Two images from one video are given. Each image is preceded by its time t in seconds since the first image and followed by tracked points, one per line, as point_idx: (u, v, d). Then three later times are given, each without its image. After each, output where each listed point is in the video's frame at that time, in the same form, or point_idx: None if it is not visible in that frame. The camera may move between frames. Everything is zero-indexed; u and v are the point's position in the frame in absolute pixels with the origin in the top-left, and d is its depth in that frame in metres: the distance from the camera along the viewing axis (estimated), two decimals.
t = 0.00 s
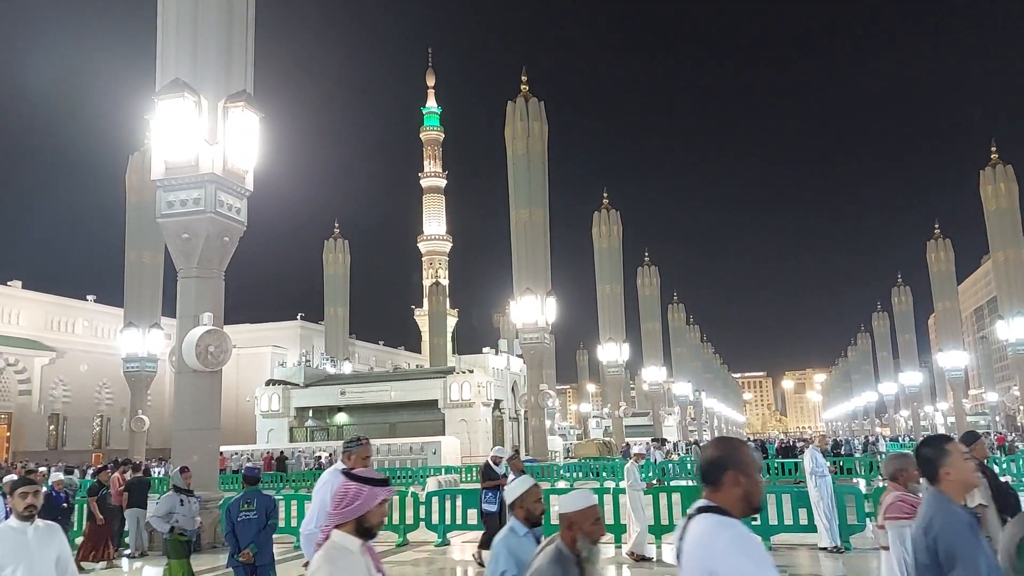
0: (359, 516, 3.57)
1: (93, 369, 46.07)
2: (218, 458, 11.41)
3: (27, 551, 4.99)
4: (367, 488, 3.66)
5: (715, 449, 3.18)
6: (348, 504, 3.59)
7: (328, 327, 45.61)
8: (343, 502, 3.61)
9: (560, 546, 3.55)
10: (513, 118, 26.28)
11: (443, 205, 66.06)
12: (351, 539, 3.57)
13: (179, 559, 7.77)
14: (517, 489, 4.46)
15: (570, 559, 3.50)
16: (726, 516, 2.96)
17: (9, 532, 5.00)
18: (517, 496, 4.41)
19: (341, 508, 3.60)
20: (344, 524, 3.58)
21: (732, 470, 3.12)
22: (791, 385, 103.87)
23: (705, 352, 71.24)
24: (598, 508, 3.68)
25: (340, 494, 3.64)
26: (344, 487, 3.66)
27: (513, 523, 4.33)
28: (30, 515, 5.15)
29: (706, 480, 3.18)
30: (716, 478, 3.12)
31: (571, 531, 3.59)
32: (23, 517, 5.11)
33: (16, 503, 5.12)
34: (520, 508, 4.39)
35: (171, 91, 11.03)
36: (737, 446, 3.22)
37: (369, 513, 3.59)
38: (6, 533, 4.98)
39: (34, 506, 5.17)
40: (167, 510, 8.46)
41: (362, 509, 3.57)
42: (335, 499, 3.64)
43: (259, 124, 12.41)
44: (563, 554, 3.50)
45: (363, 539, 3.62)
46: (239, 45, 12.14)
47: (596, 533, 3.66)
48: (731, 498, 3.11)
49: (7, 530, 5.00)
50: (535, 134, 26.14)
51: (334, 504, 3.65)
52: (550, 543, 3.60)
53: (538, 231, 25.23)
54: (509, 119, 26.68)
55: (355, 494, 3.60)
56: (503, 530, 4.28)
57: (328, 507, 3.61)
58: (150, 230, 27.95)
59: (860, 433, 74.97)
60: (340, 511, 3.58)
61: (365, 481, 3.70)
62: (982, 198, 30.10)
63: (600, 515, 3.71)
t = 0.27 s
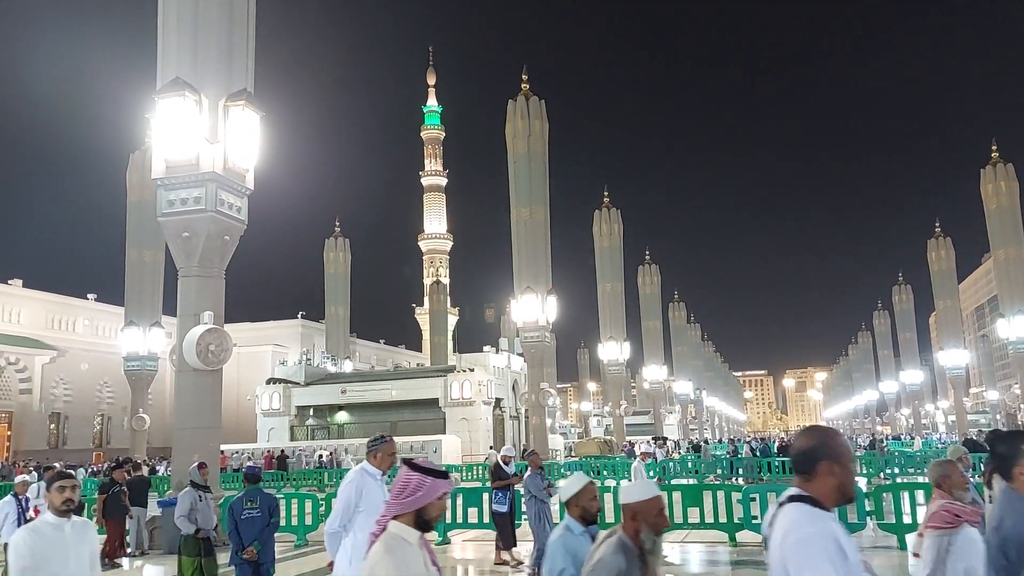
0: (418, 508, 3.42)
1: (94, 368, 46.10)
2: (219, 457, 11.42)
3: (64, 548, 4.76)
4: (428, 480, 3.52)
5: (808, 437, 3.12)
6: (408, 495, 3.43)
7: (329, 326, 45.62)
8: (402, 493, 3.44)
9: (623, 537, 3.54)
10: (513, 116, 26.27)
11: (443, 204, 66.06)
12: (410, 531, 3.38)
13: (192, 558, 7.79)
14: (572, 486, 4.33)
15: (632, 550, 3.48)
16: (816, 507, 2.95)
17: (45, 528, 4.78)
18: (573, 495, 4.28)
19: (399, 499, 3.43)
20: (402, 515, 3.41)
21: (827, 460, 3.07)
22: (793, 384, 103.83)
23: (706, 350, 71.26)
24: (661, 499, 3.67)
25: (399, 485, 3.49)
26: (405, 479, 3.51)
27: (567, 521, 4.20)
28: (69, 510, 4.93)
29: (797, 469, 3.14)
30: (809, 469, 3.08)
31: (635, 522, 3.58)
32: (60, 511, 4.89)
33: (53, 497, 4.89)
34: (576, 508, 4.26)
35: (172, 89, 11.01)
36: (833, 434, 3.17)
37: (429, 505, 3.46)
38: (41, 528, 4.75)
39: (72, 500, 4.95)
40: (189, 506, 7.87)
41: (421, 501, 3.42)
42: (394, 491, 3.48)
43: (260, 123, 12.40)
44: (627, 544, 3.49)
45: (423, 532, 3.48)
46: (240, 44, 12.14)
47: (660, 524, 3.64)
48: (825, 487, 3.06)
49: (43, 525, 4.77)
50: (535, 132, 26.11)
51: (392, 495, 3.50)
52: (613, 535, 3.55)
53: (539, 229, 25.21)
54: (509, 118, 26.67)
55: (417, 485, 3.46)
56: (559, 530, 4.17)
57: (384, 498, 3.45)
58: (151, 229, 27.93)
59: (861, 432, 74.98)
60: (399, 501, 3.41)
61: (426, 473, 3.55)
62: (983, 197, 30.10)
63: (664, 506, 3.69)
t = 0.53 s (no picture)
0: (489, 513, 3.45)
1: (95, 366, 46.08)
2: (219, 455, 11.41)
3: (115, 548, 4.68)
4: (501, 485, 3.54)
5: (920, 443, 3.14)
6: (480, 500, 3.47)
7: (329, 324, 45.59)
8: (474, 496, 3.48)
9: (692, 538, 3.55)
10: (513, 114, 26.24)
11: (444, 202, 66.01)
12: (479, 537, 3.43)
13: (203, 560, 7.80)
14: (633, 482, 4.27)
15: (706, 556, 3.46)
16: (922, 516, 2.95)
17: (94, 528, 4.68)
18: (632, 491, 4.23)
19: (471, 502, 3.47)
20: (471, 521, 3.45)
21: (938, 467, 3.09)
22: (795, 381, 103.76)
23: (707, 348, 71.23)
24: (735, 503, 3.66)
25: (470, 488, 3.53)
26: (476, 483, 3.54)
27: (629, 518, 4.17)
28: (120, 509, 4.82)
29: (904, 476, 3.16)
30: (919, 476, 3.10)
31: (707, 526, 3.58)
32: (111, 511, 4.79)
33: (105, 496, 4.76)
34: (636, 504, 4.21)
35: (172, 87, 10.99)
36: (941, 441, 3.19)
37: (500, 511, 3.49)
38: (92, 527, 4.67)
39: (122, 500, 4.82)
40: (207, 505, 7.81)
41: (492, 507, 3.45)
42: (466, 495, 3.51)
43: (260, 121, 12.38)
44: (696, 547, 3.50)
45: (492, 538, 3.50)
46: (240, 41, 12.11)
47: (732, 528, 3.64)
48: (935, 494, 3.08)
49: (93, 525, 4.69)
50: (536, 130, 26.07)
51: (463, 498, 3.53)
52: (685, 537, 3.54)
53: (540, 227, 25.18)
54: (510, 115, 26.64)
55: (488, 490, 3.49)
56: (620, 527, 4.13)
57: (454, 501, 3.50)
58: (151, 227, 27.90)
59: (862, 429, 74.96)
60: (470, 507, 3.45)
61: (497, 478, 3.58)
62: (984, 194, 30.05)
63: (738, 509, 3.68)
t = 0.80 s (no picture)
0: (562, 501, 3.37)
1: (97, 366, 46.11)
2: (220, 454, 11.44)
3: (155, 547, 4.40)
4: (574, 475, 3.49)
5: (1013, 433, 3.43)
6: (554, 487, 3.39)
7: (330, 323, 45.61)
8: (549, 484, 3.41)
9: (765, 534, 3.55)
10: (514, 113, 26.26)
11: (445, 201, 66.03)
12: (551, 523, 3.34)
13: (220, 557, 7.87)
14: (699, 482, 4.23)
15: (776, 550, 3.47)
16: None
17: (131, 525, 4.44)
18: (699, 492, 4.18)
19: (545, 489, 3.40)
20: (543, 508, 3.37)
21: None
22: (797, 379, 103.71)
23: (708, 346, 71.26)
24: (806, 497, 3.68)
25: (544, 477, 3.46)
26: (549, 471, 3.47)
27: (698, 519, 4.12)
28: (160, 505, 4.56)
29: (1000, 463, 3.48)
30: (1015, 464, 3.40)
31: (779, 521, 3.59)
32: (150, 507, 4.53)
33: (144, 491, 4.52)
34: (704, 505, 4.15)
35: (173, 86, 11.00)
36: None
37: (573, 500, 3.41)
38: (128, 522, 4.44)
39: (161, 495, 4.55)
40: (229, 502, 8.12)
41: (566, 495, 3.37)
42: (540, 482, 3.44)
43: (261, 120, 12.39)
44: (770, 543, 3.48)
45: (562, 528, 3.41)
46: (241, 40, 12.13)
47: (803, 524, 3.64)
48: None
49: (131, 519, 4.46)
50: (536, 129, 26.08)
51: (535, 485, 3.47)
52: (755, 533, 3.54)
53: (541, 226, 25.17)
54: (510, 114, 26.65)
55: (562, 478, 3.42)
56: (687, 527, 4.09)
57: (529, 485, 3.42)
58: (152, 226, 27.91)
59: (863, 428, 74.96)
60: (543, 493, 3.37)
61: (569, 467, 3.51)
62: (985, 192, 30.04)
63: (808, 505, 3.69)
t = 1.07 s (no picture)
0: (633, 505, 3.27)
1: (99, 364, 46.16)
2: (223, 453, 11.45)
3: (194, 550, 4.33)
4: (646, 477, 3.36)
5: None
6: (624, 490, 3.29)
7: (333, 321, 45.61)
8: (621, 486, 3.31)
9: (847, 539, 3.40)
10: (516, 111, 26.24)
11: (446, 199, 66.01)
12: (620, 527, 3.26)
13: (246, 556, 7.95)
14: (769, 475, 4.31)
15: (860, 555, 3.33)
16: None
17: (169, 531, 4.35)
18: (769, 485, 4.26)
19: (615, 492, 3.30)
20: (613, 510, 3.28)
21: None
22: (799, 377, 103.68)
23: (710, 344, 71.26)
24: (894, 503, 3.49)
25: (616, 477, 3.35)
26: (619, 473, 3.35)
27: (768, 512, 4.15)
28: (197, 508, 4.52)
29: None
30: None
31: (864, 527, 3.41)
32: (187, 510, 4.47)
33: (181, 495, 4.47)
34: (773, 497, 4.23)
35: (175, 85, 11.01)
36: None
37: (644, 504, 3.30)
38: (167, 527, 4.36)
39: (198, 497, 4.51)
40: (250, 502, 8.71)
41: (637, 498, 3.27)
42: (609, 483, 3.34)
43: (262, 119, 12.39)
44: (851, 547, 3.34)
45: (634, 529, 3.32)
46: (242, 38, 12.11)
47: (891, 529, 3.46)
48: None
49: (170, 525, 4.39)
50: (538, 126, 26.06)
51: (606, 486, 3.37)
52: (838, 537, 3.41)
53: (543, 224, 25.16)
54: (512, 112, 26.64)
55: (634, 480, 3.31)
56: (757, 518, 4.12)
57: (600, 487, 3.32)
58: (154, 225, 27.92)
59: (866, 425, 74.91)
60: (612, 497, 3.28)
61: (642, 468, 3.38)
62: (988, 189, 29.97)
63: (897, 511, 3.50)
